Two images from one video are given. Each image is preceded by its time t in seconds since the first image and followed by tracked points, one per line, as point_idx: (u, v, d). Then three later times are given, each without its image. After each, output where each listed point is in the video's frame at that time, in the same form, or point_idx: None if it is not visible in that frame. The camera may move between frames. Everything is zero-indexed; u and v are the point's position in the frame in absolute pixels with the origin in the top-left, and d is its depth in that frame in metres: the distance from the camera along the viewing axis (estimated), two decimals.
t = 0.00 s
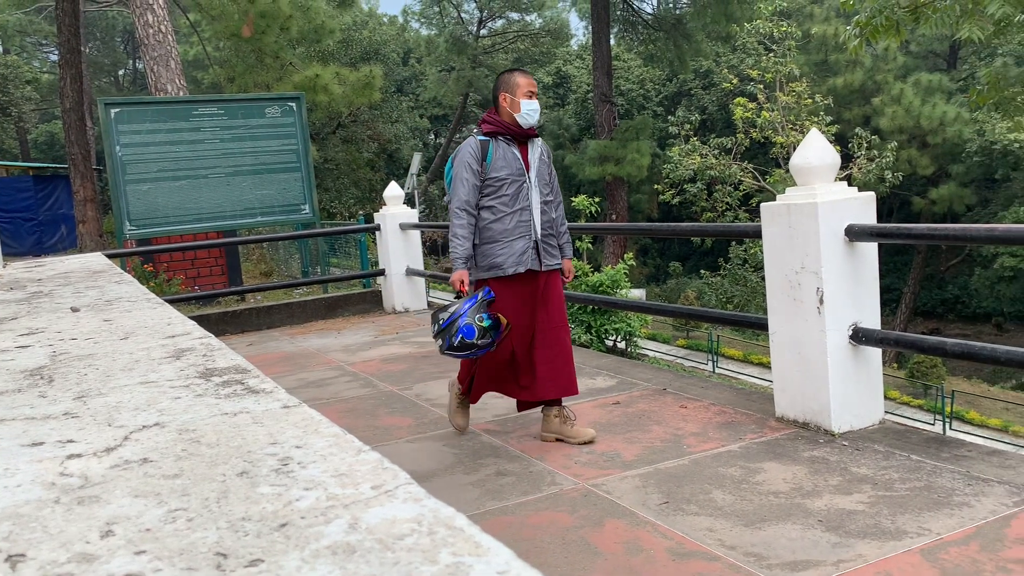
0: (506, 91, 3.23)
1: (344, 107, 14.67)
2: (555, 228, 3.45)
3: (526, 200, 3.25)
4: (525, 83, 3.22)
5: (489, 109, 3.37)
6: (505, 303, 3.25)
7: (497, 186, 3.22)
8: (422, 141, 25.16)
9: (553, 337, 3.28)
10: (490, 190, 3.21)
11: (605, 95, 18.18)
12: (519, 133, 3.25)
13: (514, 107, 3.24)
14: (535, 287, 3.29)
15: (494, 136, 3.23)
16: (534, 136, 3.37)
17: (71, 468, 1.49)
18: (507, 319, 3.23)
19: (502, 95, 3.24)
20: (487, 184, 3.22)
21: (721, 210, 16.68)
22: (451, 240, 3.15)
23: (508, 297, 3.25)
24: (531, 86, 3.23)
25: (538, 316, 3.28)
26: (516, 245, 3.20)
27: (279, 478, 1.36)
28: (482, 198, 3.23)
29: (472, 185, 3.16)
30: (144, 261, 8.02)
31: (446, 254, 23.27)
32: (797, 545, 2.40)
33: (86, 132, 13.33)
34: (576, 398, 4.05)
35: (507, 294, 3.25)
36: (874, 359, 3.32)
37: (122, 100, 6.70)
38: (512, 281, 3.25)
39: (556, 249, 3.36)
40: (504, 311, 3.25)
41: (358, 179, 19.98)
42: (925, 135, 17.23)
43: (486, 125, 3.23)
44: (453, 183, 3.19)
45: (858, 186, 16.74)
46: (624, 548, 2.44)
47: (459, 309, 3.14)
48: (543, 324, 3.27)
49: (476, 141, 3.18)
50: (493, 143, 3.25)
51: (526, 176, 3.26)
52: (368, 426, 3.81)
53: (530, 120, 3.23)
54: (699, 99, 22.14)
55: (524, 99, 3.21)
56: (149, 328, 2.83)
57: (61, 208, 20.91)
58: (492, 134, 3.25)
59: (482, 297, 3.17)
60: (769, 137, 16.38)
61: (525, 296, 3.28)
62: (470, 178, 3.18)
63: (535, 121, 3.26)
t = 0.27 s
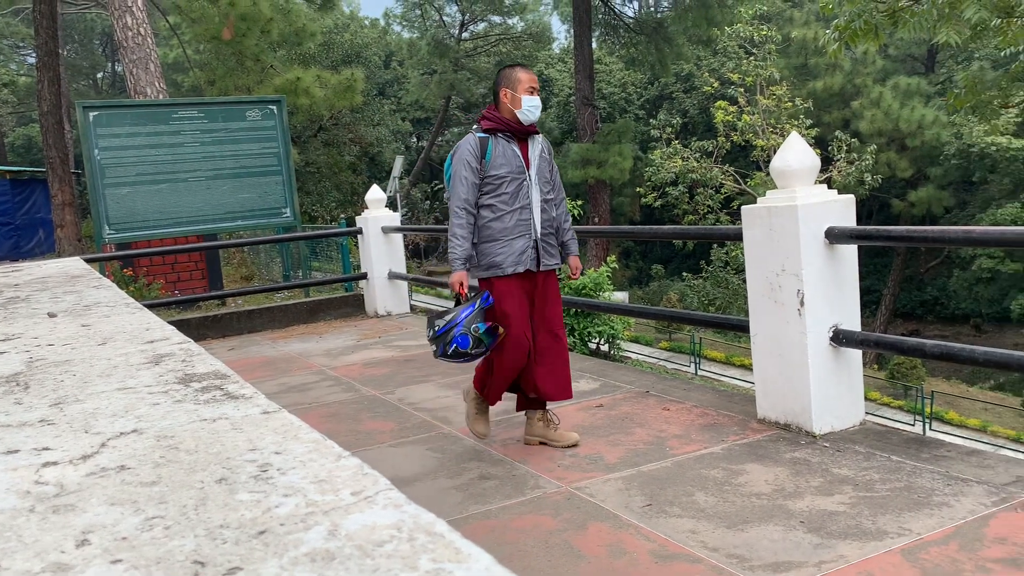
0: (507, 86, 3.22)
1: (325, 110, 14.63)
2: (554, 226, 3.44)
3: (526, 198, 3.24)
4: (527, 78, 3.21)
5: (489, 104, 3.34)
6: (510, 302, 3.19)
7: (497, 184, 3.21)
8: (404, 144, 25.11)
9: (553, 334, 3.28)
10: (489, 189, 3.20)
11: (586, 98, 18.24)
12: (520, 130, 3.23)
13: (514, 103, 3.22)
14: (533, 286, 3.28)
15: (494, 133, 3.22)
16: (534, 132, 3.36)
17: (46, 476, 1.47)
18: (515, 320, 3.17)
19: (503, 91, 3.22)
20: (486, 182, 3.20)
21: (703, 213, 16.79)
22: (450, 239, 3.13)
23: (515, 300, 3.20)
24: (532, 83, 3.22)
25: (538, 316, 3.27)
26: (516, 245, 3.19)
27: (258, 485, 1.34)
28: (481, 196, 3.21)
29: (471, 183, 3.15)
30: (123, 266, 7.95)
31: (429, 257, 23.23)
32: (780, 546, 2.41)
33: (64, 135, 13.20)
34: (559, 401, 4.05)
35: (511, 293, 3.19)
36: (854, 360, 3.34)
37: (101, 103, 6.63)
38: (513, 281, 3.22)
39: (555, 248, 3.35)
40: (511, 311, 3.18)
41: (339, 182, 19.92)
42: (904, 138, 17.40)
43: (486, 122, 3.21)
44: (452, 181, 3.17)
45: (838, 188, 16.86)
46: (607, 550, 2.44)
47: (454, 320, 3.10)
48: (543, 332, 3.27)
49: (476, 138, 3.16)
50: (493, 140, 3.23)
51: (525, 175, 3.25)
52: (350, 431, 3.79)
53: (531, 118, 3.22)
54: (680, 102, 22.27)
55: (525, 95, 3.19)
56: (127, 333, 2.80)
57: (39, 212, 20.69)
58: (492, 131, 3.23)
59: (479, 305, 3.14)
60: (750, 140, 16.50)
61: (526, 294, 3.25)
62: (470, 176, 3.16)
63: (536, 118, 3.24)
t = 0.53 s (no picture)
0: (506, 85, 3.11)
1: (307, 113, 14.56)
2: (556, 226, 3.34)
3: (527, 198, 3.13)
4: (527, 76, 3.10)
5: (488, 103, 3.23)
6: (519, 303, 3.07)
7: (497, 185, 3.10)
8: (386, 147, 25.03)
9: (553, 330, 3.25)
10: (489, 190, 3.09)
11: (569, 101, 18.27)
12: (520, 129, 3.12)
13: (514, 102, 3.10)
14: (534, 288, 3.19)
15: (493, 133, 3.10)
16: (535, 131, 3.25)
17: (23, 483, 1.45)
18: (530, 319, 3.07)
19: (502, 89, 3.11)
20: (486, 182, 3.09)
21: (684, 216, 16.87)
22: (449, 242, 3.02)
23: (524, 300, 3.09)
24: (533, 80, 3.11)
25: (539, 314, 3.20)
26: (517, 246, 3.08)
27: (239, 491, 1.33)
28: (481, 197, 3.10)
29: (471, 185, 3.04)
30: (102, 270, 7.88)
31: (411, 260, 23.16)
32: (763, 547, 2.42)
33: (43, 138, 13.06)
34: (543, 404, 4.04)
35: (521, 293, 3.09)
36: (835, 361, 3.37)
37: (80, 106, 6.56)
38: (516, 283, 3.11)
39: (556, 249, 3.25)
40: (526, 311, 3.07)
41: (321, 185, 19.85)
42: (883, 141, 17.58)
43: (486, 121, 3.10)
44: (451, 183, 3.05)
45: (818, 191, 17.00)
46: (591, 553, 2.44)
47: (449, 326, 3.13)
48: (551, 333, 3.18)
49: (475, 139, 3.05)
50: (493, 139, 3.12)
51: (526, 174, 3.14)
52: (332, 436, 3.77)
53: (532, 116, 3.11)
54: (662, 106, 22.37)
55: (525, 93, 3.08)
56: (107, 338, 2.77)
57: (17, 217, 20.46)
58: (492, 130, 3.12)
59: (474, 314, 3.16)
60: (731, 143, 16.60)
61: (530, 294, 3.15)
62: (469, 177, 3.05)
63: (536, 116, 3.13)
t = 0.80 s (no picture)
0: (507, 86, 3.09)
1: (295, 116, 14.52)
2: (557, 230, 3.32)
3: (528, 202, 3.10)
4: (528, 77, 3.07)
5: (490, 104, 3.21)
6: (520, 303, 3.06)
7: (498, 188, 3.07)
8: (375, 150, 24.97)
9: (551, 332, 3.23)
10: (490, 194, 3.06)
11: (557, 103, 18.28)
12: (521, 131, 3.10)
13: (515, 104, 3.08)
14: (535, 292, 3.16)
15: (495, 134, 3.08)
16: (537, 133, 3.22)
17: (7, 489, 1.44)
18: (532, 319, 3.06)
19: (503, 91, 3.09)
20: (487, 185, 3.06)
21: (673, 218, 16.92)
22: (448, 246, 3.00)
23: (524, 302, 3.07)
24: (534, 82, 3.08)
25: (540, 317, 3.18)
26: (517, 250, 3.06)
27: (225, 495, 1.33)
28: (481, 200, 3.07)
29: (471, 188, 3.01)
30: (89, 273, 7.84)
31: (400, 263, 23.10)
32: (751, 548, 2.43)
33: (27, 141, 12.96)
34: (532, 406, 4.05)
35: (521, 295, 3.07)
36: (823, 363, 3.38)
37: (66, 108, 6.53)
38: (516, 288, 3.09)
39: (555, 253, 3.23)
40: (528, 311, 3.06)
41: (309, 188, 19.79)
42: (870, 143, 17.70)
43: (487, 124, 3.07)
44: (451, 186, 3.03)
45: (806, 192, 17.06)
46: (581, 555, 2.44)
47: (443, 333, 3.18)
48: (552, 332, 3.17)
49: (476, 141, 3.03)
50: (494, 141, 3.09)
51: (527, 178, 3.12)
52: (321, 439, 3.75)
53: (533, 118, 3.08)
54: (650, 108, 22.43)
55: (527, 95, 3.06)
56: (92, 342, 2.75)
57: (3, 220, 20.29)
58: (493, 133, 3.09)
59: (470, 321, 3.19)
60: (719, 145, 16.65)
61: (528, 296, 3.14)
62: (469, 180, 3.02)
63: (537, 118, 3.10)
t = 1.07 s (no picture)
0: (509, 90, 3.03)
1: (277, 119, 14.46)
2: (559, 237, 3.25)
3: (530, 209, 3.04)
4: (530, 82, 3.02)
5: (491, 108, 3.14)
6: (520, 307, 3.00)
7: (499, 195, 3.00)
8: (358, 153, 24.90)
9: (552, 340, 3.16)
10: (491, 201, 3.00)
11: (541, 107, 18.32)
12: (523, 136, 3.04)
13: (517, 108, 3.02)
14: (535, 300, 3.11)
15: (496, 140, 3.01)
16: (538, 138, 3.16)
17: None
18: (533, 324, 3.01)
19: (505, 95, 3.03)
20: (487, 192, 3.00)
21: (656, 221, 16.99)
22: (447, 254, 2.93)
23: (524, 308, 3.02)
24: (535, 86, 3.02)
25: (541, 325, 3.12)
26: (520, 258, 2.99)
27: (206, 502, 1.32)
28: (482, 207, 3.00)
29: (473, 194, 2.94)
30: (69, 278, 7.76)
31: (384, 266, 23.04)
32: (735, 550, 2.44)
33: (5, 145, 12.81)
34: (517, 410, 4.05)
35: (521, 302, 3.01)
36: (805, 364, 3.41)
37: (46, 112, 6.46)
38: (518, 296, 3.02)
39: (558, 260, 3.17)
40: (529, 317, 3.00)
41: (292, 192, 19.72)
42: (850, 146, 17.87)
43: (488, 129, 3.01)
44: (451, 193, 2.96)
45: (787, 195, 17.18)
46: (566, 558, 2.45)
47: (437, 345, 3.12)
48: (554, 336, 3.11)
49: (477, 147, 2.96)
50: (495, 147, 3.02)
51: (529, 184, 3.05)
52: (304, 444, 3.73)
53: (535, 123, 3.01)
54: (633, 112, 22.51)
55: (528, 99, 2.99)
56: (72, 348, 2.72)
57: None
58: (494, 137, 3.02)
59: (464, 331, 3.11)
60: (701, 148, 16.73)
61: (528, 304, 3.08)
62: (471, 187, 2.95)
63: (539, 123, 3.04)
